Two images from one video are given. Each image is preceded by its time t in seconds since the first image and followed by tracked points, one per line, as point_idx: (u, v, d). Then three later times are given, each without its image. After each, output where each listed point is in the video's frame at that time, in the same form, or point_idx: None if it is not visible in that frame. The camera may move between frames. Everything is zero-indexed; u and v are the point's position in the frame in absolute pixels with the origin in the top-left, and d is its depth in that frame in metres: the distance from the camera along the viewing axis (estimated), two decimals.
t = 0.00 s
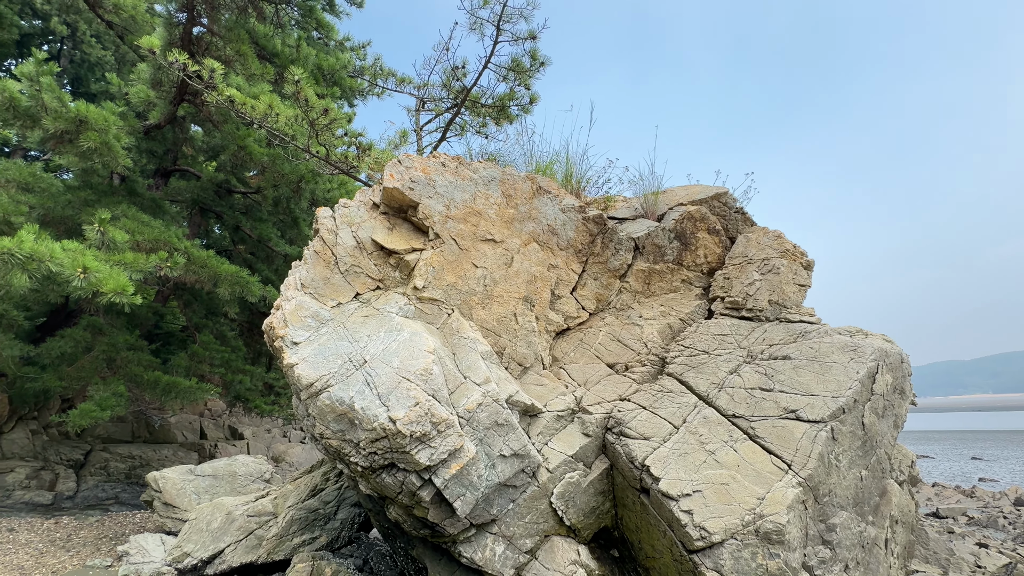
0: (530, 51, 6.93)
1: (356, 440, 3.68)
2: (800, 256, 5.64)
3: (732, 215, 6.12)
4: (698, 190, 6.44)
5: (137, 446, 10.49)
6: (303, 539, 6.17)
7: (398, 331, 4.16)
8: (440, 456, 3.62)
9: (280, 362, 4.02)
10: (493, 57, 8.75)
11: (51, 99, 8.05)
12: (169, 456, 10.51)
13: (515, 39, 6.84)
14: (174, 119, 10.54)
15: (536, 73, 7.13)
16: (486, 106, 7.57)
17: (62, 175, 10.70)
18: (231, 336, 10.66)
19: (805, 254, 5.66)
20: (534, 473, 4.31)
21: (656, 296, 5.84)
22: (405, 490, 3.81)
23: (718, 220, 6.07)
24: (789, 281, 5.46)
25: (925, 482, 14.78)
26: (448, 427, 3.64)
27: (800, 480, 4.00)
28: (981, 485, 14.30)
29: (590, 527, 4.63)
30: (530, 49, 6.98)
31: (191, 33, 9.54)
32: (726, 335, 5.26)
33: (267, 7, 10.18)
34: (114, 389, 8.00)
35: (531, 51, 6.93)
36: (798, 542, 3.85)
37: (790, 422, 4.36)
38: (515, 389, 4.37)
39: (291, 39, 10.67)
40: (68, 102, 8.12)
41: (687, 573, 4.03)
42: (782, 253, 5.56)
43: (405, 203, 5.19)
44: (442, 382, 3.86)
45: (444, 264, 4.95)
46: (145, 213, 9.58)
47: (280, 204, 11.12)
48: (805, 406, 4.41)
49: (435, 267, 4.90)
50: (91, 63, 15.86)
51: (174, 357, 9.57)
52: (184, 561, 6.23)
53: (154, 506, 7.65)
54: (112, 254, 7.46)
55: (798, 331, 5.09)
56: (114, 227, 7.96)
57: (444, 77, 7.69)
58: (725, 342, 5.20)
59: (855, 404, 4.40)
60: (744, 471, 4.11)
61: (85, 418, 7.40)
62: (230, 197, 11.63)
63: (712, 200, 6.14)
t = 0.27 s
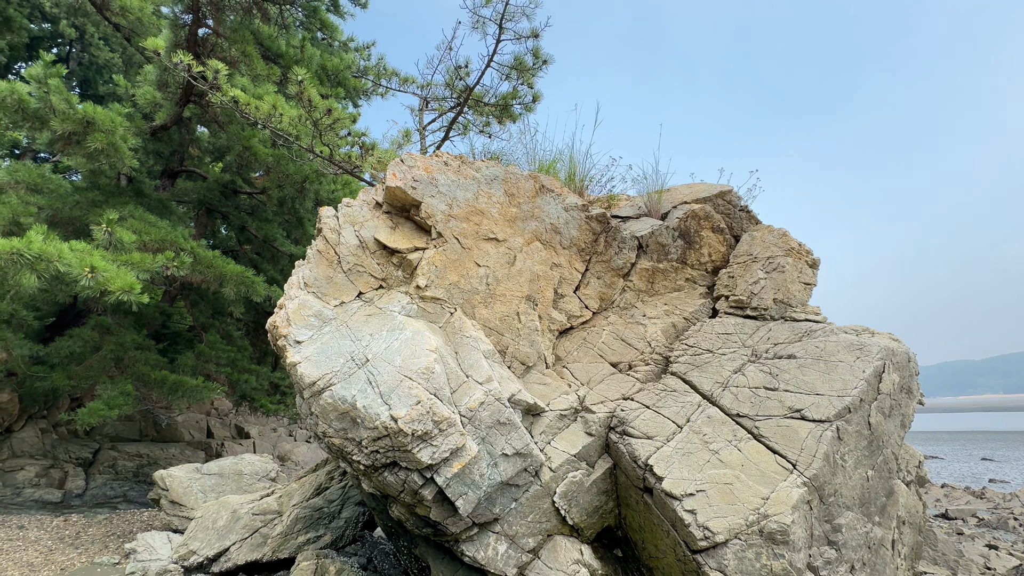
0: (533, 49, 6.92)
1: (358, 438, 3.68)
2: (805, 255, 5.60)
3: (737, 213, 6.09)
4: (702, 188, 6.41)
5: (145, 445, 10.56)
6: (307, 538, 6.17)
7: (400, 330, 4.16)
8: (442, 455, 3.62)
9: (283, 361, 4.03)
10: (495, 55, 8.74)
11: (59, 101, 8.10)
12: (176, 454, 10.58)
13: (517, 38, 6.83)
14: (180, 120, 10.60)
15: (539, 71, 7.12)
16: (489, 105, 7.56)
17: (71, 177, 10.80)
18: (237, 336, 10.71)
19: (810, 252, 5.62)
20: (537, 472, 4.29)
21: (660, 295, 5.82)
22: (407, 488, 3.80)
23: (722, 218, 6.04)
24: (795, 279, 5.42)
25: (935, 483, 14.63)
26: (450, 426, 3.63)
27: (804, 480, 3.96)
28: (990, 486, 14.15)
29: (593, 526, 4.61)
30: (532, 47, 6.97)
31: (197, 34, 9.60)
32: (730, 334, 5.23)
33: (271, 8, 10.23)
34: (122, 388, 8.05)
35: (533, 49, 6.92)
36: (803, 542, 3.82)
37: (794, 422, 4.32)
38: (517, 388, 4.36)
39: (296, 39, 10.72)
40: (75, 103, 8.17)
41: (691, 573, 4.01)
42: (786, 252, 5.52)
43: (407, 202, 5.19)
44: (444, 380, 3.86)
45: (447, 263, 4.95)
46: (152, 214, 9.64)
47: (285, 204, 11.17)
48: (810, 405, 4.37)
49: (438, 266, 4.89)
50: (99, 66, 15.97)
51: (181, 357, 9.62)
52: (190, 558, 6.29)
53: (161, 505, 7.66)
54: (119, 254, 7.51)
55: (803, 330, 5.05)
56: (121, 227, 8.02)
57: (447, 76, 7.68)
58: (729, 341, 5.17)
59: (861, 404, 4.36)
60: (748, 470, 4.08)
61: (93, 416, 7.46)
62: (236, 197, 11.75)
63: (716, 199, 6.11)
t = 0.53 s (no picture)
0: (533, 48, 6.89)
1: (355, 438, 3.66)
2: (808, 253, 5.55)
3: (739, 212, 6.05)
4: (703, 187, 6.37)
5: (149, 445, 10.60)
6: (308, 538, 6.15)
7: (398, 330, 4.14)
8: (439, 455, 3.59)
9: (280, 360, 4.02)
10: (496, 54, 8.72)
11: (62, 102, 8.11)
12: (180, 455, 10.57)
13: (517, 36, 6.81)
14: (183, 121, 10.59)
15: (539, 70, 7.09)
16: (489, 104, 7.54)
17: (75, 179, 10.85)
18: (240, 336, 10.72)
19: (813, 251, 5.57)
20: (536, 472, 4.26)
21: (661, 295, 5.77)
22: (404, 488, 3.78)
23: (724, 217, 5.99)
24: (797, 278, 5.37)
25: (942, 484, 14.50)
26: (448, 425, 3.61)
27: (806, 480, 3.92)
28: (997, 488, 14.01)
29: (593, 527, 4.58)
30: (532, 46, 6.94)
31: (199, 36, 9.61)
32: (732, 333, 5.18)
33: (273, 9, 10.25)
34: (125, 389, 8.06)
35: (533, 48, 6.89)
36: (805, 544, 3.77)
37: (796, 421, 4.27)
38: (516, 387, 4.33)
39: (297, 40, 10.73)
40: (78, 105, 8.18)
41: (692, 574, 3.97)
42: (789, 250, 5.47)
43: (406, 201, 5.17)
44: (442, 380, 3.83)
45: (446, 262, 4.92)
46: (155, 215, 9.66)
47: (288, 205, 11.20)
48: (812, 405, 4.32)
49: (436, 265, 4.87)
50: (103, 68, 16.04)
51: (184, 357, 9.64)
52: (192, 558, 6.26)
53: (163, 504, 7.65)
54: (121, 254, 7.52)
55: (805, 329, 5.00)
56: (124, 228, 8.03)
57: (447, 75, 7.67)
58: (731, 340, 5.12)
59: (864, 403, 4.31)
60: (749, 470, 4.03)
61: (96, 417, 7.47)
62: (239, 198, 11.78)
63: (718, 197, 6.07)
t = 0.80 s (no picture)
0: (529, 46, 6.86)
1: (346, 439, 3.61)
2: (806, 252, 5.50)
3: (736, 210, 6.00)
4: (701, 186, 6.32)
5: (148, 448, 10.50)
6: (305, 540, 6.10)
7: (391, 329, 4.09)
8: (430, 456, 3.54)
9: (271, 360, 3.97)
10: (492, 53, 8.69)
11: (59, 104, 8.07)
12: (179, 457, 10.47)
13: (512, 35, 6.78)
14: (181, 123, 10.53)
15: (535, 69, 7.05)
16: (486, 103, 7.51)
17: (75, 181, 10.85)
18: (239, 338, 10.67)
19: (811, 249, 5.52)
20: (530, 473, 4.21)
21: (658, 294, 5.72)
22: (396, 490, 3.73)
23: (722, 216, 5.95)
24: (795, 277, 5.32)
25: (944, 486, 14.41)
26: (439, 426, 3.56)
27: (804, 481, 3.86)
28: (1001, 489, 13.91)
29: (590, 529, 4.52)
30: (528, 44, 6.90)
31: (196, 37, 9.56)
32: (729, 333, 5.12)
33: (270, 11, 10.24)
34: (123, 391, 7.99)
35: (529, 46, 6.86)
36: (803, 546, 3.71)
37: (795, 422, 4.21)
38: (510, 388, 4.27)
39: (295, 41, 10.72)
40: (76, 107, 8.15)
41: None
42: (787, 249, 5.41)
43: (400, 201, 5.13)
44: (434, 380, 3.79)
45: (440, 262, 4.88)
46: (153, 216, 9.62)
47: (286, 206, 11.18)
48: (810, 405, 4.26)
49: (430, 265, 4.83)
50: (105, 71, 16.05)
51: (183, 359, 9.60)
52: (187, 561, 6.22)
53: (160, 507, 7.61)
54: (118, 256, 7.47)
55: (804, 328, 4.94)
56: (121, 230, 7.99)
57: (444, 75, 7.65)
58: (728, 340, 5.07)
59: (863, 403, 4.25)
60: (747, 472, 3.97)
61: (94, 419, 7.42)
62: (239, 200, 11.71)
63: (716, 196, 6.02)
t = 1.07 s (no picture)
0: (520, 46, 6.82)
1: (330, 442, 3.53)
2: (800, 252, 5.45)
3: (730, 211, 5.96)
4: (695, 186, 6.27)
5: (140, 453, 10.35)
6: (295, 546, 5.95)
7: (377, 330, 4.03)
8: (416, 459, 3.47)
9: (255, 362, 3.90)
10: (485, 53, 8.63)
11: (50, 106, 7.97)
12: (172, 463, 10.35)
13: (504, 35, 6.74)
14: (175, 126, 10.41)
15: (527, 69, 7.01)
16: (478, 104, 7.47)
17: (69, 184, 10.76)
18: (234, 342, 10.55)
19: (805, 250, 5.47)
20: (520, 477, 4.13)
21: (652, 295, 5.65)
22: (381, 494, 3.66)
23: (715, 216, 5.90)
24: (789, 277, 5.27)
25: (942, 489, 14.35)
26: (425, 428, 3.49)
27: (799, 484, 3.79)
28: (999, 492, 13.86)
29: (582, 534, 4.44)
30: (519, 44, 6.87)
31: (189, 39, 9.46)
32: (723, 334, 5.06)
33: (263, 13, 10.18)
34: (115, 395, 7.83)
35: (520, 46, 6.82)
36: (798, 551, 3.63)
37: (788, 423, 4.15)
38: (499, 390, 4.20)
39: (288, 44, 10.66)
40: (67, 108, 8.05)
41: None
42: (780, 249, 5.36)
43: (389, 201, 5.07)
44: (420, 382, 3.72)
45: (429, 262, 4.82)
46: (145, 219, 9.51)
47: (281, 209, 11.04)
48: (804, 406, 4.20)
49: (419, 265, 4.77)
50: (100, 76, 15.96)
51: (176, 362, 9.46)
52: (175, 568, 6.05)
53: (150, 513, 7.46)
54: (109, 259, 7.34)
55: (798, 329, 4.89)
56: (112, 233, 7.87)
57: (436, 76, 7.62)
58: (722, 341, 5.01)
59: (858, 405, 4.19)
60: (740, 474, 3.91)
61: (83, 424, 7.28)
62: (233, 203, 11.52)
63: (709, 196, 5.97)
